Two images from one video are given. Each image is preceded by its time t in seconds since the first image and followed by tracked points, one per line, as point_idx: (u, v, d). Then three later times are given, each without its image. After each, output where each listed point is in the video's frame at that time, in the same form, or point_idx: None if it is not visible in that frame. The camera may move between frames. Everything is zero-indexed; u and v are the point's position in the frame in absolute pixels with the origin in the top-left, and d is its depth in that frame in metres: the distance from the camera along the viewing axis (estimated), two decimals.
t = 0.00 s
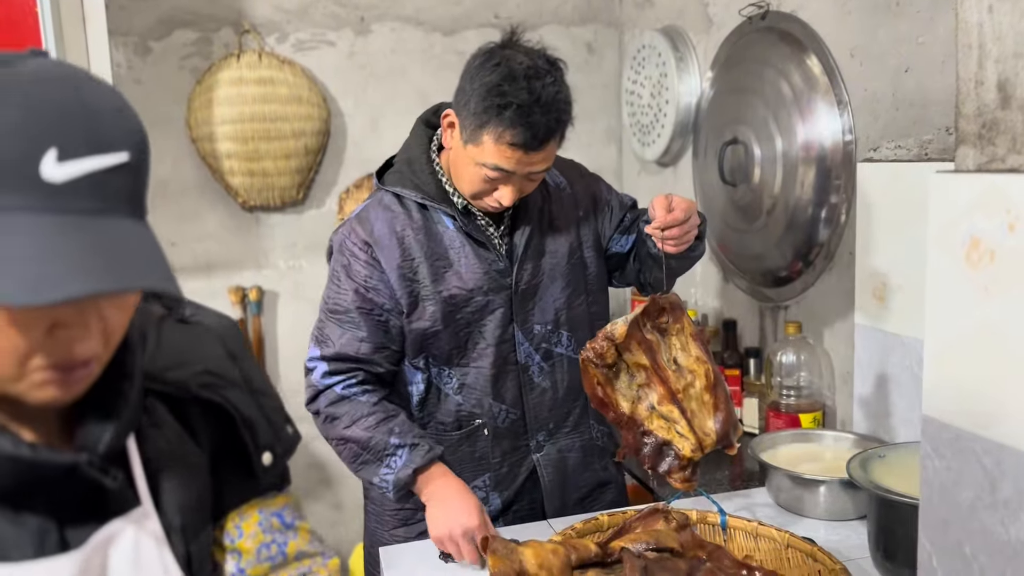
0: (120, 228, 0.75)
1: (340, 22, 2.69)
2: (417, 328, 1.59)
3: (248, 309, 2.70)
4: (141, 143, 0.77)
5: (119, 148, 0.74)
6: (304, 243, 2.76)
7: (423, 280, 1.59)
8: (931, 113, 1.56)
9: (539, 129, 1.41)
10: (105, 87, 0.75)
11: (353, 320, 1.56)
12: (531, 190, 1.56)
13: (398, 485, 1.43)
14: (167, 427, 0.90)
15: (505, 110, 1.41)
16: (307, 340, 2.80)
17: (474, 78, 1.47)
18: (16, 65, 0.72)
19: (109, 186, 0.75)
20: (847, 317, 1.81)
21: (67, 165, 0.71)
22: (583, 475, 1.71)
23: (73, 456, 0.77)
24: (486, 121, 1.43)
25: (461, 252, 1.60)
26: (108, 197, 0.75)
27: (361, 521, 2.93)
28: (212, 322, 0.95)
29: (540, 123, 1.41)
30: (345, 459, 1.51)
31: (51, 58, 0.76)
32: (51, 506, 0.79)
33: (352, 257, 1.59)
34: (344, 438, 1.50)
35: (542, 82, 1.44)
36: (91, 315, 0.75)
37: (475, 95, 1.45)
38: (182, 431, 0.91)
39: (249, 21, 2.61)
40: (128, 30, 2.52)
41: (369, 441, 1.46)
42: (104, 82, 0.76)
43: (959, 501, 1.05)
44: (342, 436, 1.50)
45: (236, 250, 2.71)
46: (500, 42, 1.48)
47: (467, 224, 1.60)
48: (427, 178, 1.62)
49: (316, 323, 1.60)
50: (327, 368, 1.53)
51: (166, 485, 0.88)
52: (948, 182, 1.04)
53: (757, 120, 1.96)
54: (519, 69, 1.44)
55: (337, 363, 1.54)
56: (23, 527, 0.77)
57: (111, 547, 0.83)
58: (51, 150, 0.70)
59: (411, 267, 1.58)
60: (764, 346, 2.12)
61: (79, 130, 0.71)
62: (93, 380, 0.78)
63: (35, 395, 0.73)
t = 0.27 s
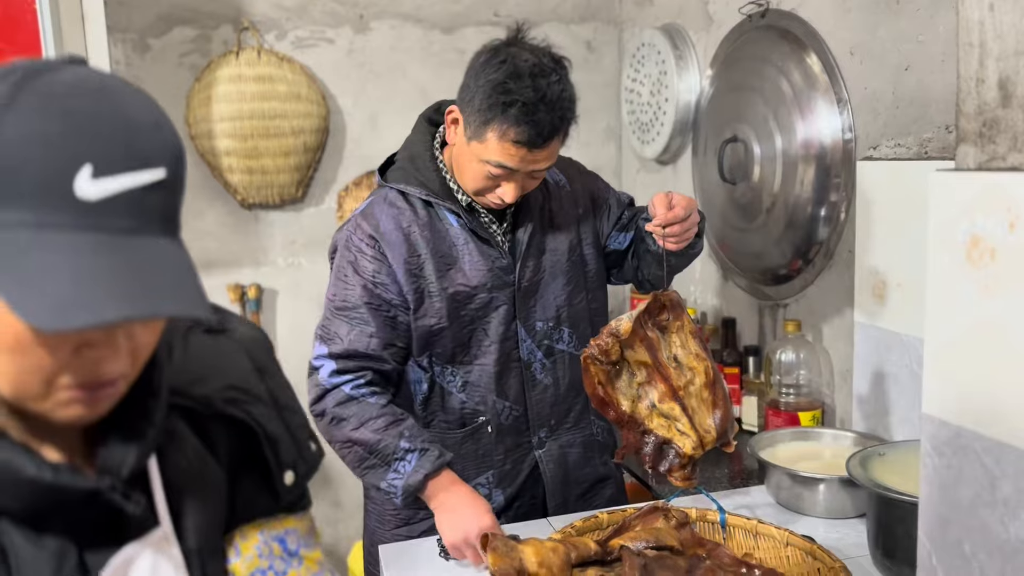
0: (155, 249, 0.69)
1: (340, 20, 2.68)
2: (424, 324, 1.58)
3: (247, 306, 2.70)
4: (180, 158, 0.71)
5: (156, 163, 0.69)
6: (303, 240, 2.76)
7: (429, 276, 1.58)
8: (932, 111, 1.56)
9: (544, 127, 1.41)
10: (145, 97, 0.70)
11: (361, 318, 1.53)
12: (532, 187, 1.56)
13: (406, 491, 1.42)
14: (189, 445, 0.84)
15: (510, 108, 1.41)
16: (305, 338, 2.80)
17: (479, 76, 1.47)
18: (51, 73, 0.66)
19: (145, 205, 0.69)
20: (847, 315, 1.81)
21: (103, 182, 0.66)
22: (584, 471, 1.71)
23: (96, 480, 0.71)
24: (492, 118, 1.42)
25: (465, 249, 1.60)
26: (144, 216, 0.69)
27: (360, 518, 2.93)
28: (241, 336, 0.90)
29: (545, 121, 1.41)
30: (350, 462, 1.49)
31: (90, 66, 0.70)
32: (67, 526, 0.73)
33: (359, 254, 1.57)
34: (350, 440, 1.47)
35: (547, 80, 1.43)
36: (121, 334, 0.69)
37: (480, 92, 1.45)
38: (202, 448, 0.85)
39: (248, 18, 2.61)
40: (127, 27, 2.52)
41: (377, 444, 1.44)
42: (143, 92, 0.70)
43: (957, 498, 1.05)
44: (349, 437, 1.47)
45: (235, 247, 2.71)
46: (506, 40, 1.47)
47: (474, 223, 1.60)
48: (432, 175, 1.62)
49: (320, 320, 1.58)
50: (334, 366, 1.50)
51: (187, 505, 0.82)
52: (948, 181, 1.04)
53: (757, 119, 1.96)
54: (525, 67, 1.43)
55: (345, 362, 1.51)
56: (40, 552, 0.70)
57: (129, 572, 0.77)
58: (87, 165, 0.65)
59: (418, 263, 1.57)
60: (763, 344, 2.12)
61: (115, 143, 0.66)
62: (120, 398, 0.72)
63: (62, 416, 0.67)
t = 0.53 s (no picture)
0: (176, 264, 0.68)
1: (337, 16, 2.68)
2: (420, 317, 1.58)
3: (244, 304, 2.70)
4: (206, 168, 0.69)
5: (181, 174, 0.67)
6: (300, 238, 2.76)
7: (425, 270, 1.58)
8: (931, 109, 1.55)
9: (543, 117, 1.40)
10: (170, 103, 0.67)
11: (342, 305, 1.53)
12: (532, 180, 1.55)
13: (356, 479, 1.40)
14: (206, 464, 0.80)
15: (510, 99, 1.40)
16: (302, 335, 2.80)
17: (479, 67, 1.46)
18: (74, 77, 0.64)
19: (170, 218, 0.67)
20: (846, 313, 1.81)
21: (125, 195, 0.64)
22: (584, 468, 1.71)
23: (117, 506, 0.67)
24: (492, 110, 1.42)
25: (464, 242, 1.60)
26: (169, 229, 0.67)
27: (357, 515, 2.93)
28: (263, 352, 0.88)
29: (545, 112, 1.40)
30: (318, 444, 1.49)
31: (116, 70, 0.68)
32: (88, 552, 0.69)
33: (349, 243, 1.57)
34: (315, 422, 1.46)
35: (548, 71, 1.43)
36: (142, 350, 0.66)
37: (480, 83, 1.44)
38: (220, 467, 0.82)
39: (245, 14, 2.60)
40: (124, 23, 2.51)
41: (335, 429, 1.43)
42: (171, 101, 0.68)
43: (956, 496, 1.05)
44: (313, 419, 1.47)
45: (232, 244, 2.70)
46: (507, 32, 1.47)
47: (475, 217, 1.60)
48: (433, 166, 1.62)
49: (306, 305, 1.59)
50: (309, 350, 1.51)
51: (210, 531, 0.79)
52: (948, 179, 1.04)
53: (756, 116, 1.95)
54: (525, 58, 1.43)
55: (318, 345, 1.51)
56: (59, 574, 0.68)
57: None
58: (110, 178, 0.63)
59: (414, 256, 1.58)
60: (761, 342, 2.12)
61: (141, 155, 0.64)
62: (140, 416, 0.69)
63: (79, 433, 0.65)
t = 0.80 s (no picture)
0: (150, 224, 0.68)
1: (333, 13, 2.67)
2: (408, 315, 1.59)
3: (239, 301, 2.70)
4: (176, 139, 0.70)
5: (150, 142, 0.67)
6: (296, 234, 2.75)
7: (411, 267, 1.59)
8: (927, 106, 1.55)
9: (531, 107, 1.40)
10: (139, 79, 0.69)
11: (327, 304, 1.57)
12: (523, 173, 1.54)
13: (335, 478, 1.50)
14: (193, 446, 0.79)
15: (495, 89, 1.40)
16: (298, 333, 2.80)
17: (465, 60, 1.47)
18: (44, 59, 0.66)
19: (140, 181, 0.68)
20: (841, 311, 1.81)
21: (94, 159, 0.65)
22: (577, 467, 1.71)
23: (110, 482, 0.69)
24: (479, 102, 1.42)
25: (453, 239, 1.60)
26: (140, 191, 0.68)
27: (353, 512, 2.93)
28: (247, 344, 0.88)
29: (532, 102, 1.40)
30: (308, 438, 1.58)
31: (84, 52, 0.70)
32: (80, 526, 0.70)
33: (336, 241, 1.60)
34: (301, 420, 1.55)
35: (532, 60, 1.44)
36: (122, 318, 0.66)
37: (466, 75, 1.45)
38: (208, 449, 0.80)
39: (240, 10, 2.59)
40: (119, 19, 2.51)
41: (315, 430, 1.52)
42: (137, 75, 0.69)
43: (950, 492, 1.06)
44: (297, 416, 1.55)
45: (228, 241, 2.69)
46: (489, 24, 1.48)
47: (464, 213, 1.60)
48: (421, 163, 1.62)
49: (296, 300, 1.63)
50: (291, 349, 1.57)
51: (198, 510, 0.77)
52: (944, 176, 1.04)
53: (752, 114, 1.95)
54: (509, 48, 1.44)
55: (301, 343, 1.57)
56: (50, 549, 0.69)
57: None
58: (77, 144, 0.64)
59: (400, 254, 1.58)
60: (757, 339, 2.12)
61: (108, 120, 0.65)
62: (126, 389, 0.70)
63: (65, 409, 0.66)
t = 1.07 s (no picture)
0: (133, 215, 0.72)
1: (328, 9, 2.66)
2: (399, 312, 1.59)
3: (234, 298, 2.69)
4: (157, 127, 0.74)
5: (133, 131, 0.71)
6: (291, 231, 2.74)
7: (403, 263, 1.58)
8: (922, 103, 1.55)
9: (529, 96, 1.40)
10: (121, 72, 0.72)
11: (318, 300, 1.57)
12: (522, 166, 1.54)
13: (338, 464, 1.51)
14: (176, 424, 0.84)
15: (493, 81, 1.40)
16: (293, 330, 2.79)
17: (456, 54, 1.47)
18: (28, 48, 0.69)
19: (123, 169, 0.71)
20: (836, 307, 1.82)
21: (79, 148, 0.68)
22: (570, 464, 1.71)
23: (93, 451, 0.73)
24: (477, 94, 1.42)
25: (445, 236, 1.59)
26: (122, 179, 0.71)
27: (349, 511, 2.92)
28: (225, 330, 0.91)
29: (530, 91, 1.40)
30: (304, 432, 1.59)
31: (67, 43, 0.73)
32: (61, 499, 0.75)
33: (325, 239, 1.60)
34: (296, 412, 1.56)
35: (525, 50, 1.44)
36: (104, 303, 0.70)
37: (460, 70, 1.44)
38: (191, 428, 0.85)
39: (235, 7, 2.59)
40: (113, 15, 2.50)
41: (312, 420, 1.52)
42: (119, 68, 0.73)
43: (947, 489, 1.05)
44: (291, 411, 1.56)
45: (222, 238, 2.69)
46: (477, 18, 1.47)
47: (455, 209, 1.60)
48: (412, 159, 1.62)
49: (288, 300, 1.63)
50: (285, 344, 1.57)
51: (180, 483, 0.82)
52: (940, 173, 1.04)
53: (748, 111, 1.95)
54: (501, 40, 1.44)
55: (293, 337, 1.57)
56: (34, 522, 0.73)
57: (120, 546, 0.77)
58: (61, 132, 0.67)
59: (390, 251, 1.58)
60: (752, 336, 2.12)
61: (91, 112, 0.68)
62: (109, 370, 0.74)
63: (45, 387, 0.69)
